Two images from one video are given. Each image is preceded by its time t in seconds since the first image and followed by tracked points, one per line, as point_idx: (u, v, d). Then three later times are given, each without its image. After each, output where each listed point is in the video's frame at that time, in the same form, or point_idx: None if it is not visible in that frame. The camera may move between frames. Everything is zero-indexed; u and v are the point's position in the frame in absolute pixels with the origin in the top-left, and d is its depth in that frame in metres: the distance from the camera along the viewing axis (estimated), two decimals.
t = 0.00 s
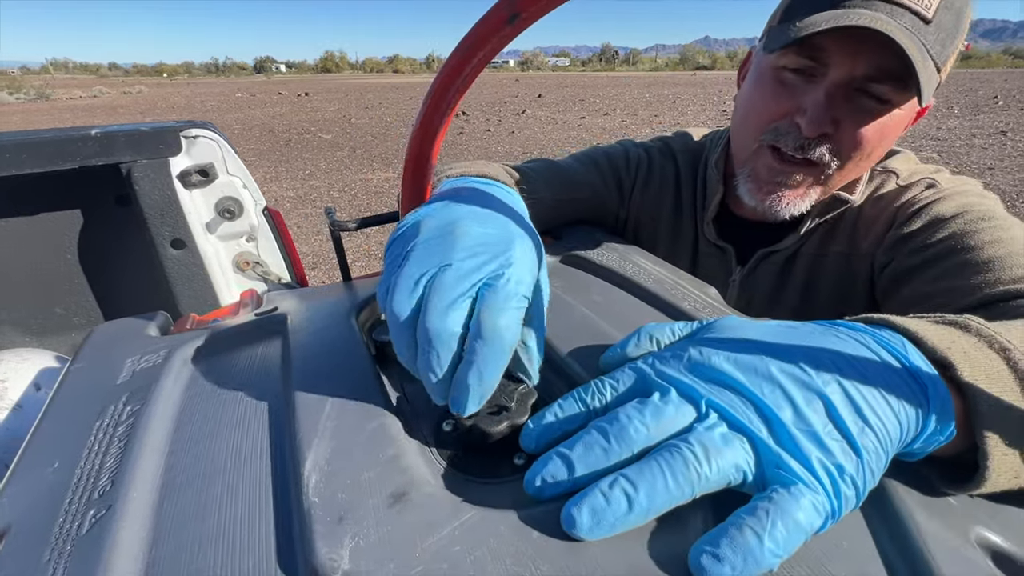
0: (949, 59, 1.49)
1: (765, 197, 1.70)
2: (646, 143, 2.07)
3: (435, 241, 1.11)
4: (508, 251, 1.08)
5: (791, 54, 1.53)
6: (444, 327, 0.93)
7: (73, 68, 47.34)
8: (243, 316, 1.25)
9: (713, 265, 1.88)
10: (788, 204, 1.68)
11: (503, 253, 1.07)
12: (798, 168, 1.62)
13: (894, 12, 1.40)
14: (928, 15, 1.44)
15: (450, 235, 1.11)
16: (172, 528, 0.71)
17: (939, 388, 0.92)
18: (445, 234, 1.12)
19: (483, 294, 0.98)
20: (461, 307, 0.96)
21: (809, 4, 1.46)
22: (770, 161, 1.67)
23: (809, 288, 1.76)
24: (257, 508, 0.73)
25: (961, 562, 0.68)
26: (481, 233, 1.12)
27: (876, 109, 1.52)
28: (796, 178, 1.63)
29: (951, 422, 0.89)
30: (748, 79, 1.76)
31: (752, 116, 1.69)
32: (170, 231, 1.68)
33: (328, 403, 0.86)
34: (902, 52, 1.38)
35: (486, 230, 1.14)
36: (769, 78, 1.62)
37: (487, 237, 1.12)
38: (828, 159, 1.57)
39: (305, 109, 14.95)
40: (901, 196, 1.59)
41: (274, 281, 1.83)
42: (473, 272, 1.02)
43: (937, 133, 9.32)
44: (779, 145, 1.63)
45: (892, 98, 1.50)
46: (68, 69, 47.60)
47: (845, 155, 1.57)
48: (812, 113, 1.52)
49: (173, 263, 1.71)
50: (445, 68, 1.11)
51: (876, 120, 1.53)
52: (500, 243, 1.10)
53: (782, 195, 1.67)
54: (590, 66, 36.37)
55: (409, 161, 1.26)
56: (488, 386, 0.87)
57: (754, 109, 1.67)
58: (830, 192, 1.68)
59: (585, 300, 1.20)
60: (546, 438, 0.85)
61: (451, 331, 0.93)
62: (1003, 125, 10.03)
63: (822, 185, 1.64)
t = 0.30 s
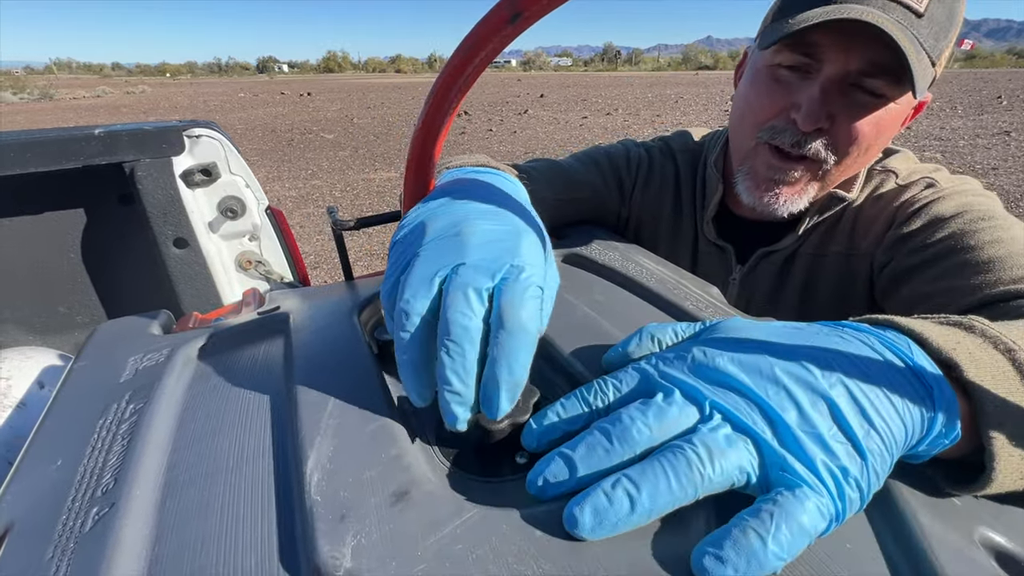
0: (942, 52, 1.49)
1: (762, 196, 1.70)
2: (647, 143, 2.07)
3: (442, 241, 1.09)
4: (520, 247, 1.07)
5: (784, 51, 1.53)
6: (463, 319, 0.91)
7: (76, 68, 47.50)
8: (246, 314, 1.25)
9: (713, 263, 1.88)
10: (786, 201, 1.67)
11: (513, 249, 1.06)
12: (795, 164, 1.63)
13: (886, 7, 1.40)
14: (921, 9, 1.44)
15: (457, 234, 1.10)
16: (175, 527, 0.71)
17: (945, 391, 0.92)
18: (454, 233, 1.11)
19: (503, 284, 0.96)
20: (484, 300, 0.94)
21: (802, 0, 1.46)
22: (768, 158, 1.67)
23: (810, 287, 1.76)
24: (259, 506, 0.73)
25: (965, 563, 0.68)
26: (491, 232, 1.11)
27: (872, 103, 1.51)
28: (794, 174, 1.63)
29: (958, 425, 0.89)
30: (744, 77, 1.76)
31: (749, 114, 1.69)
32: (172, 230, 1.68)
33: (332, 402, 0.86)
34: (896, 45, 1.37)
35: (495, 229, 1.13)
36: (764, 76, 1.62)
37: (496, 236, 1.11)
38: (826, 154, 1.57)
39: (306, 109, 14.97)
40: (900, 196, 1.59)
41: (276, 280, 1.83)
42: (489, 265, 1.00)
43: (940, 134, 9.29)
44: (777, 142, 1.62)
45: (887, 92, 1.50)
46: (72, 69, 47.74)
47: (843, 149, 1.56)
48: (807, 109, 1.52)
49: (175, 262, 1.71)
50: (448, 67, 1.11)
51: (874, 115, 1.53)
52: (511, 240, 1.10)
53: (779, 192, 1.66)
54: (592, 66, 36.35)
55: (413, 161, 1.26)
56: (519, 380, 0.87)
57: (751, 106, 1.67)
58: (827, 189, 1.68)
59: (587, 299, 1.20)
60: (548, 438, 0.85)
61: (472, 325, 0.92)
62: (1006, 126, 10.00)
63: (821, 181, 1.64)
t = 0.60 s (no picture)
0: (945, 49, 1.49)
1: (764, 197, 1.69)
2: (649, 142, 2.07)
3: (452, 270, 1.11)
4: (529, 273, 1.09)
5: (786, 50, 1.53)
6: (476, 347, 0.92)
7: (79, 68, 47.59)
8: (248, 313, 1.25)
9: (714, 263, 1.88)
10: (788, 201, 1.67)
11: (522, 275, 1.08)
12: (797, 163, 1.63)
13: (889, 5, 1.40)
14: (924, 7, 1.43)
15: (464, 264, 1.12)
16: (178, 525, 0.71)
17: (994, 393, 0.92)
18: (461, 263, 1.12)
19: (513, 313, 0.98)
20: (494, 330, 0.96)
21: None
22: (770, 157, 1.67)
23: (811, 287, 1.76)
24: (262, 505, 0.73)
25: (968, 563, 0.68)
26: (497, 259, 1.13)
27: (874, 101, 1.51)
28: (796, 173, 1.63)
29: (1008, 434, 0.89)
30: (745, 76, 1.76)
31: (750, 113, 1.69)
32: (175, 229, 1.68)
33: (335, 401, 0.86)
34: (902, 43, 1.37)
35: (503, 255, 1.15)
36: (766, 75, 1.63)
37: (502, 262, 1.13)
38: (829, 153, 1.57)
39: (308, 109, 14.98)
40: (903, 196, 1.58)
41: (278, 280, 1.85)
42: (495, 297, 1.02)
43: (943, 134, 9.26)
44: (779, 141, 1.62)
45: (890, 90, 1.50)
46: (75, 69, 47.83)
47: (845, 148, 1.56)
48: (810, 108, 1.52)
49: (179, 261, 1.71)
50: (449, 67, 1.11)
51: (876, 113, 1.53)
52: (519, 264, 1.12)
53: (781, 192, 1.66)
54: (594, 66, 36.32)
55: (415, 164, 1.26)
56: (475, 417, 0.85)
57: (753, 105, 1.67)
58: (832, 187, 1.68)
59: (589, 299, 1.20)
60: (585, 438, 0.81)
61: (484, 353, 0.93)
62: (1009, 125, 9.96)
63: (824, 180, 1.64)
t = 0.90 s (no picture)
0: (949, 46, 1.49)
1: (770, 188, 1.68)
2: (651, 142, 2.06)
3: (436, 262, 1.12)
4: (510, 271, 1.09)
5: (790, 47, 1.53)
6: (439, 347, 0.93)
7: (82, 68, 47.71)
8: (250, 313, 1.26)
9: (716, 263, 1.88)
10: (795, 193, 1.66)
11: (502, 274, 1.07)
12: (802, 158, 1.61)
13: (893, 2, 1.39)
14: (927, 5, 1.42)
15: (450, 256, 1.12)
16: (181, 523, 0.71)
17: None
18: (446, 257, 1.12)
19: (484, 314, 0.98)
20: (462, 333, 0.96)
21: None
22: (774, 154, 1.66)
23: (812, 286, 1.75)
24: (263, 503, 0.73)
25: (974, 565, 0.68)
26: (480, 254, 1.13)
27: (878, 99, 1.50)
28: (801, 167, 1.61)
29: None
30: (748, 76, 1.76)
31: (753, 111, 1.69)
32: (178, 228, 1.69)
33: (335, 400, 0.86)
34: (904, 35, 1.36)
35: (485, 249, 1.15)
36: (769, 73, 1.63)
37: (483, 256, 1.13)
38: (832, 150, 1.57)
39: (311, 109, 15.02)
40: (907, 198, 1.58)
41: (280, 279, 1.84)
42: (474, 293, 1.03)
43: (946, 134, 9.23)
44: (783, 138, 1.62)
45: (894, 88, 1.49)
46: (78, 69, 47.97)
47: (849, 145, 1.56)
48: (814, 105, 1.51)
49: (181, 261, 1.72)
50: (452, 65, 1.11)
51: (880, 111, 1.53)
52: (500, 261, 1.12)
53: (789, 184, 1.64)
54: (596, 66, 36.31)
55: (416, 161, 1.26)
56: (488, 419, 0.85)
57: (756, 103, 1.67)
58: (834, 187, 1.68)
59: (591, 298, 1.20)
60: (649, 445, 0.74)
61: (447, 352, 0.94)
62: (1013, 125, 9.93)
63: (828, 177, 1.63)
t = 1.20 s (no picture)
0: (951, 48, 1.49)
1: (772, 192, 1.68)
2: (653, 142, 2.06)
3: (457, 259, 1.12)
4: (531, 262, 1.10)
5: (793, 49, 1.53)
6: (481, 332, 0.94)
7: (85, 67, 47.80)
8: (252, 312, 1.26)
9: (718, 264, 1.88)
10: (797, 195, 1.67)
11: (525, 264, 1.09)
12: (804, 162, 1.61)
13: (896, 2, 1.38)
14: (930, 5, 1.42)
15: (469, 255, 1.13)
16: (182, 522, 0.71)
17: None
18: (467, 255, 1.13)
19: (518, 301, 0.99)
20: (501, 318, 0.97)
21: None
22: (777, 156, 1.66)
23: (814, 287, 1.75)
24: (265, 502, 0.73)
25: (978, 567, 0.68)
26: (498, 250, 1.14)
27: (880, 101, 1.50)
28: (803, 170, 1.61)
29: None
30: (751, 77, 1.76)
31: (756, 112, 1.69)
32: (179, 228, 1.69)
33: (336, 399, 0.86)
34: (908, 39, 1.36)
35: (503, 246, 1.16)
36: (772, 75, 1.63)
37: (503, 252, 1.14)
38: (833, 152, 1.57)
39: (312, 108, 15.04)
40: (911, 200, 1.58)
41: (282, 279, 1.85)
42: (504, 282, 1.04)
43: (948, 134, 9.21)
44: (785, 141, 1.62)
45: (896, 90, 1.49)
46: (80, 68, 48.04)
47: (850, 147, 1.56)
48: (816, 107, 1.51)
49: (183, 260, 1.72)
50: (453, 66, 1.11)
51: (882, 113, 1.52)
52: (520, 256, 1.12)
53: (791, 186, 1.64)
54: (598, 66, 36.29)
55: (418, 161, 1.26)
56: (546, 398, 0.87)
57: (758, 104, 1.67)
58: (836, 189, 1.68)
59: (593, 298, 1.20)
60: (681, 455, 0.74)
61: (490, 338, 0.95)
62: (1015, 125, 9.91)
63: (830, 178, 1.63)
